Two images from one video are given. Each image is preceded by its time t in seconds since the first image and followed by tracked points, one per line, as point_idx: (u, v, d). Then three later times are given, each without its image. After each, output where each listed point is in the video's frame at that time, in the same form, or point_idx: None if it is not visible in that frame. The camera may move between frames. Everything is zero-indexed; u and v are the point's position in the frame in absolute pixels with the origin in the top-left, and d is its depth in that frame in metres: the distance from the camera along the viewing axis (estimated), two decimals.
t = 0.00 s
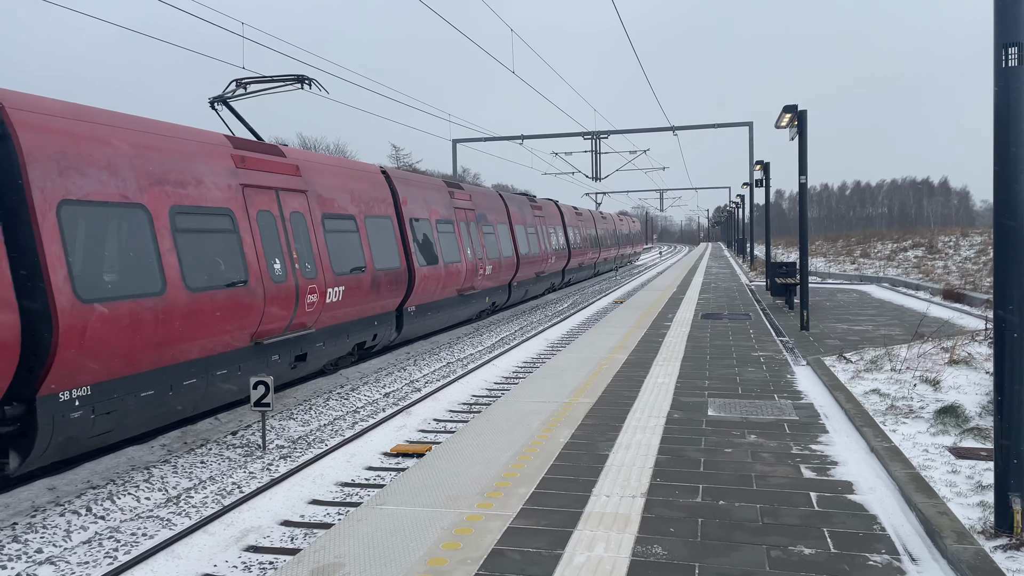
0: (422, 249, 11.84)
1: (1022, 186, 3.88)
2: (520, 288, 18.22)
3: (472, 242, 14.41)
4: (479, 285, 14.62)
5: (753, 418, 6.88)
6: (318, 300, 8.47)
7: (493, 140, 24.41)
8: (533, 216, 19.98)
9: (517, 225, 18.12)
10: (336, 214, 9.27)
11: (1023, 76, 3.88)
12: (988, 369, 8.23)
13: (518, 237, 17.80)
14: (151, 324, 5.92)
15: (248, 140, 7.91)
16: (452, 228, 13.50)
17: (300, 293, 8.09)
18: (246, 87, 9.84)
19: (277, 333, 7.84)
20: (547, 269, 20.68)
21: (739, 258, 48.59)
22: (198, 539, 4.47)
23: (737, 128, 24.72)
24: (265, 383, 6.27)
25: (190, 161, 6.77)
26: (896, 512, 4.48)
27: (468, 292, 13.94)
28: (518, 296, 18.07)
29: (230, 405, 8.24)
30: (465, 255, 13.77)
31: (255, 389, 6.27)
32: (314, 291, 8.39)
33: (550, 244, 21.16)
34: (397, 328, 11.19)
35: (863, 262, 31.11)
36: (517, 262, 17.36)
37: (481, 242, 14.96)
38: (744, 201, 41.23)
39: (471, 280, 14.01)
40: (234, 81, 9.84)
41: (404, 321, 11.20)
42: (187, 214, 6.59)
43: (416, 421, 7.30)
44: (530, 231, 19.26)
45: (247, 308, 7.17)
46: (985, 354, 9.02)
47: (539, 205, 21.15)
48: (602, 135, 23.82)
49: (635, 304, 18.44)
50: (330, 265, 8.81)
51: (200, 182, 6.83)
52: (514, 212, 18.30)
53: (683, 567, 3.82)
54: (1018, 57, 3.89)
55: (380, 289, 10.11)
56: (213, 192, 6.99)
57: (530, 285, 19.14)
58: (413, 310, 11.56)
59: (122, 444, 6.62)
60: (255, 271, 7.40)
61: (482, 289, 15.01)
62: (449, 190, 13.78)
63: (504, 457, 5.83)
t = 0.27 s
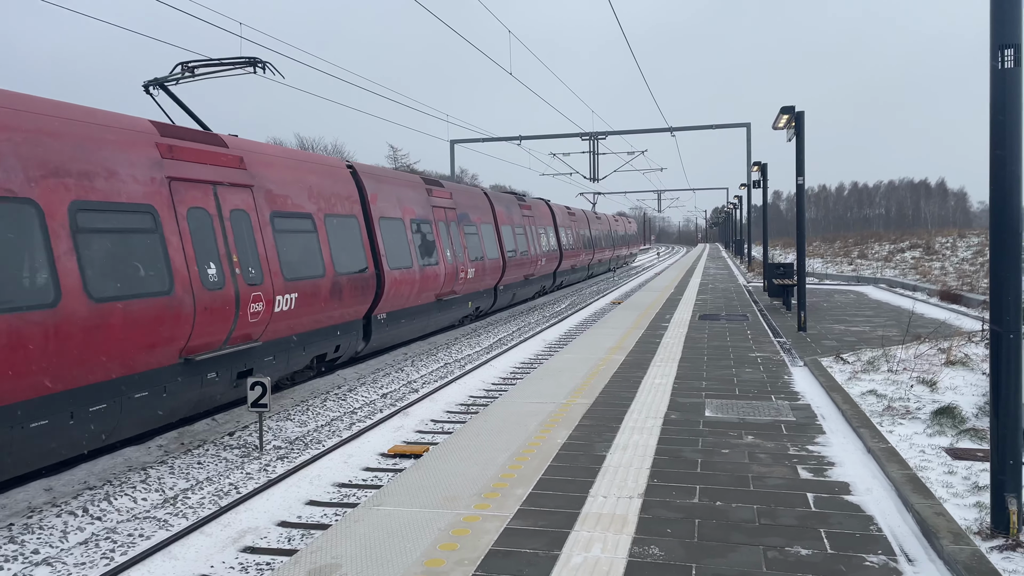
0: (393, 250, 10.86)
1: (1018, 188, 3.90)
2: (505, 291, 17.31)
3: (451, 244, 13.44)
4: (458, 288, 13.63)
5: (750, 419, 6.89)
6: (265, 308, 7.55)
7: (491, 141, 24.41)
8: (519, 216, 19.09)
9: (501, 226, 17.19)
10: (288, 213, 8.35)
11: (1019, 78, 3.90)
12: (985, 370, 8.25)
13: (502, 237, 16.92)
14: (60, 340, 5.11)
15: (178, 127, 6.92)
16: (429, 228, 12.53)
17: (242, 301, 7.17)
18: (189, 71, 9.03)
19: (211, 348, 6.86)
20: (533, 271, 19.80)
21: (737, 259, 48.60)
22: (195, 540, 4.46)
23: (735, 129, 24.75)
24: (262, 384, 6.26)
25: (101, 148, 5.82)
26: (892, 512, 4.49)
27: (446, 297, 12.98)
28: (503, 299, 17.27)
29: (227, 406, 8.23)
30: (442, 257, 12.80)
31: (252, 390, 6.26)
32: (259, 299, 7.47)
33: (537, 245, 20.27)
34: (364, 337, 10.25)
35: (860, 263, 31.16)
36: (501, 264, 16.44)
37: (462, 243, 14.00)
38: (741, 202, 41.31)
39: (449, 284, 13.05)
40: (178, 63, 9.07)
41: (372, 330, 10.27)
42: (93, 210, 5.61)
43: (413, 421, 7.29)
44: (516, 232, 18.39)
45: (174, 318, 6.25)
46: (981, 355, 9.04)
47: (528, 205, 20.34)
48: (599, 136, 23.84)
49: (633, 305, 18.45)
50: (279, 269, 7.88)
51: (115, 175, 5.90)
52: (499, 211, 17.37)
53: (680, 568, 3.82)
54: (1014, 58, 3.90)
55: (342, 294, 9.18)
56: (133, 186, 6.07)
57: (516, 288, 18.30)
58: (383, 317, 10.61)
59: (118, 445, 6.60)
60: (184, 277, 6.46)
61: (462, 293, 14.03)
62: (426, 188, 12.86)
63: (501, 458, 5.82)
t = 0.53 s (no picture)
0: (360, 253, 9.91)
1: (1014, 189, 3.91)
2: (491, 295, 16.38)
3: (430, 245, 12.48)
4: (438, 293, 12.68)
5: (748, 420, 6.90)
6: (199, 320, 6.61)
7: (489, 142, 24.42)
8: (506, 217, 18.17)
9: (487, 226, 16.24)
10: (230, 210, 7.38)
11: (1016, 79, 3.91)
12: (981, 371, 8.27)
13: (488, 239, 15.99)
14: None
15: (89, 111, 5.98)
16: (404, 229, 11.57)
17: (169, 312, 6.23)
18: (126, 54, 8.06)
19: (128, 368, 5.90)
20: (523, 274, 18.92)
21: (735, 260, 48.63)
22: (193, 541, 4.45)
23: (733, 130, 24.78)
24: (260, 385, 6.26)
25: None
26: (889, 513, 4.50)
27: (422, 304, 12.03)
28: (491, 303, 16.40)
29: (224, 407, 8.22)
30: (419, 260, 11.83)
31: (250, 391, 6.25)
32: (191, 309, 6.52)
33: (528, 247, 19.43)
34: (327, 348, 9.31)
35: (857, 264, 31.24)
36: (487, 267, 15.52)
37: (442, 244, 13.05)
38: (739, 203, 41.40)
39: (426, 289, 12.08)
40: (113, 45, 8.15)
41: (336, 340, 9.35)
42: None
43: (411, 422, 7.29)
44: (503, 233, 17.48)
45: (77, 334, 5.30)
46: (978, 356, 9.05)
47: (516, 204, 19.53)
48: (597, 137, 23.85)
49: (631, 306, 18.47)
50: (216, 274, 6.93)
51: None
52: (484, 211, 16.44)
53: (678, 569, 3.83)
54: (1010, 60, 3.92)
55: (296, 303, 8.23)
56: (23, 177, 5.10)
57: (505, 291, 17.42)
58: (349, 326, 9.67)
59: (115, 446, 6.59)
60: (93, 285, 5.51)
61: (442, 299, 13.06)
62: (402, 185, 11.92)
63: (499, 459, 5.82)
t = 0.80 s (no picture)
0: (323, 254, 8.92)
1: (1012, 190, 3.92)
2: (476, 299, 15.49)
3: (407, 246, 11.50)
4: (415, 298, 11.71)
5: (747, 420, 6.91)
6: (116, 333, 5.61)
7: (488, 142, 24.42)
8: (494, 217, 17.21)
9: (472, 226, 15.32)
10: (159, 206, 6.35)
11: (1014, 80, 3.91)
12: (980, 371, 8.28)
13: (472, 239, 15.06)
14: None
15: None
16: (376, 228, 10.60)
17: (75, 325, 5.22)
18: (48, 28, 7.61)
19: (22, 393, 4.92)
20: (512, 277, 18.03)
21: (733, 260, 48.61)
22: (192, 542, 4.45)
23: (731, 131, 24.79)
24: (258, 386, 6.25)
25: None
26: (888, 513, 4.50)
27: (397, 310, 11.05)
28: (478, 307, 15.56)
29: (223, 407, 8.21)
30: (393, 262, 10.84)
31: (248, 392, 6.25)
32: (105, 322, 5.51)
33: (516, 248, 18.53)
34: (285, 360, 8.37)
35: (855, 264, 31.28)
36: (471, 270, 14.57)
37: (420, 246, 12.07)
38: (737, 203, 41.44)
39: (402, 294, 11.11)
40: (37, 20, 7.67)
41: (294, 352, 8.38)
42: None
43: (409, 423, 7.29)
44: (490, 234, 16.53)
45: None
46: (976, 356, 9.06)
47: (505, 203, 18.65)
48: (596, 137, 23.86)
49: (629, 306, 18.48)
50: (140, 280, 5.92)
51: None
52: (469, 211, 15.49)
53: (677, 569, 3.83)
54: (1008, 61, 3.92)
55: (243, 312, 7.20)
56: None
57: (492, 295, 16.56)
58: (309, 336, 8.68)
59: (114, 446, 6.59)
60: None
61: (420, 305, 12.09)
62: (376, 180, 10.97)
63: (498, 460, 5.82)
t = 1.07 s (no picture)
0: (283, 257, 8.04)
1: (1012, 188, 3.91)
2: (474, 299, 15.47)
3: (380, 246, 10.54)
4: (389, 304, 10.77)
5: (746, 419, 6.90)
6: (6, 351, 4.66)
7: (487, 142, 24.41)
8: (481, 216, 16.24)
9: (456, 225, 14.37)
10: (70, 201, 5.41)
11: (1014, 79, 3.91)
12: (979, 370, 8.28)
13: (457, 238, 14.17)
14: None
15: None
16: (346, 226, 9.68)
17: None
18: None
19: None
20: (501, 279, 17.11)
21: (732, 260, 48.61)
22: (191, 541, 4.44)
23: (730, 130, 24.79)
24: (258, 385, 6.24)
25: None
26: (888, 512, 4.50)
27: (369, 317, 10.11)
28: (464, 310, 14.70)
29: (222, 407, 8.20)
30: (363, 264, 9.89)
31: (248, 391, 6.24)
32: None
33: (506, 249, 17.63)
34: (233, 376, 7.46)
35: (854, 264, 31.31)
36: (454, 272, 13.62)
37: (396, 246, 11.11)
38: (736, 203, 41.43)
39: (374, 300, 10.17)
40: None
41: (244, 367, 7.49)
42: None
43: (408, 422, 7.28)
44: (476, 234, 15.59)
45: None
46: (975, 355, 9.07)
47: (494, 201, 17.77)
48: (595, 137, 23.84)
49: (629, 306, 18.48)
50: (42, 288, 5.00)
51: None
52: (453, 209, 14.51)
53: (677, 568, 3.82)
54: (1009, 60, 3.92)
55: (176, 323, 6.30)
56: None
57: (478, 298, 15.69)
58: (263, 347, 7.75)
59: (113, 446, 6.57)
60: None
61: (396, 310, 11.13)
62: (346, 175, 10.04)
63: (498, 459, 5.81)
